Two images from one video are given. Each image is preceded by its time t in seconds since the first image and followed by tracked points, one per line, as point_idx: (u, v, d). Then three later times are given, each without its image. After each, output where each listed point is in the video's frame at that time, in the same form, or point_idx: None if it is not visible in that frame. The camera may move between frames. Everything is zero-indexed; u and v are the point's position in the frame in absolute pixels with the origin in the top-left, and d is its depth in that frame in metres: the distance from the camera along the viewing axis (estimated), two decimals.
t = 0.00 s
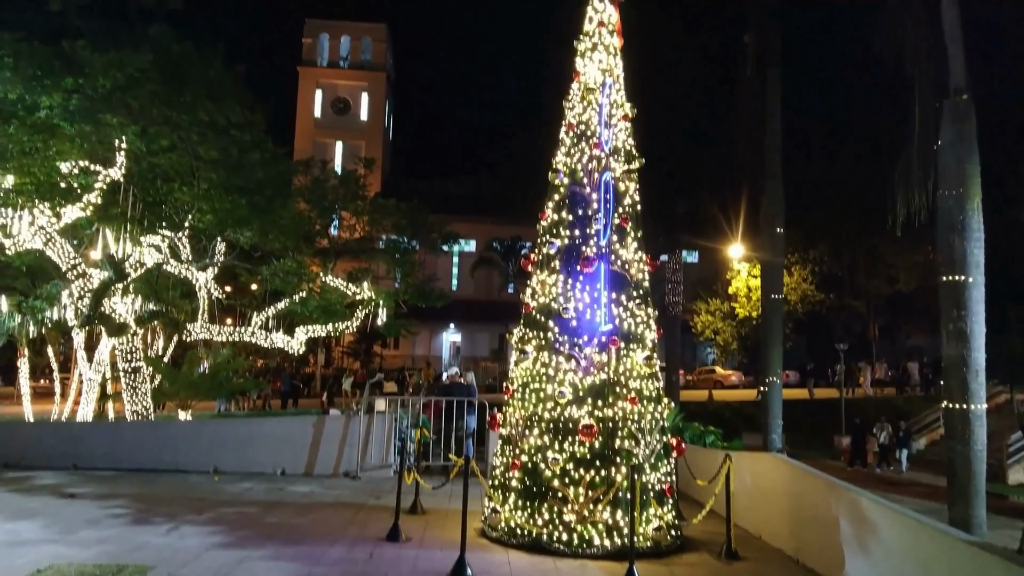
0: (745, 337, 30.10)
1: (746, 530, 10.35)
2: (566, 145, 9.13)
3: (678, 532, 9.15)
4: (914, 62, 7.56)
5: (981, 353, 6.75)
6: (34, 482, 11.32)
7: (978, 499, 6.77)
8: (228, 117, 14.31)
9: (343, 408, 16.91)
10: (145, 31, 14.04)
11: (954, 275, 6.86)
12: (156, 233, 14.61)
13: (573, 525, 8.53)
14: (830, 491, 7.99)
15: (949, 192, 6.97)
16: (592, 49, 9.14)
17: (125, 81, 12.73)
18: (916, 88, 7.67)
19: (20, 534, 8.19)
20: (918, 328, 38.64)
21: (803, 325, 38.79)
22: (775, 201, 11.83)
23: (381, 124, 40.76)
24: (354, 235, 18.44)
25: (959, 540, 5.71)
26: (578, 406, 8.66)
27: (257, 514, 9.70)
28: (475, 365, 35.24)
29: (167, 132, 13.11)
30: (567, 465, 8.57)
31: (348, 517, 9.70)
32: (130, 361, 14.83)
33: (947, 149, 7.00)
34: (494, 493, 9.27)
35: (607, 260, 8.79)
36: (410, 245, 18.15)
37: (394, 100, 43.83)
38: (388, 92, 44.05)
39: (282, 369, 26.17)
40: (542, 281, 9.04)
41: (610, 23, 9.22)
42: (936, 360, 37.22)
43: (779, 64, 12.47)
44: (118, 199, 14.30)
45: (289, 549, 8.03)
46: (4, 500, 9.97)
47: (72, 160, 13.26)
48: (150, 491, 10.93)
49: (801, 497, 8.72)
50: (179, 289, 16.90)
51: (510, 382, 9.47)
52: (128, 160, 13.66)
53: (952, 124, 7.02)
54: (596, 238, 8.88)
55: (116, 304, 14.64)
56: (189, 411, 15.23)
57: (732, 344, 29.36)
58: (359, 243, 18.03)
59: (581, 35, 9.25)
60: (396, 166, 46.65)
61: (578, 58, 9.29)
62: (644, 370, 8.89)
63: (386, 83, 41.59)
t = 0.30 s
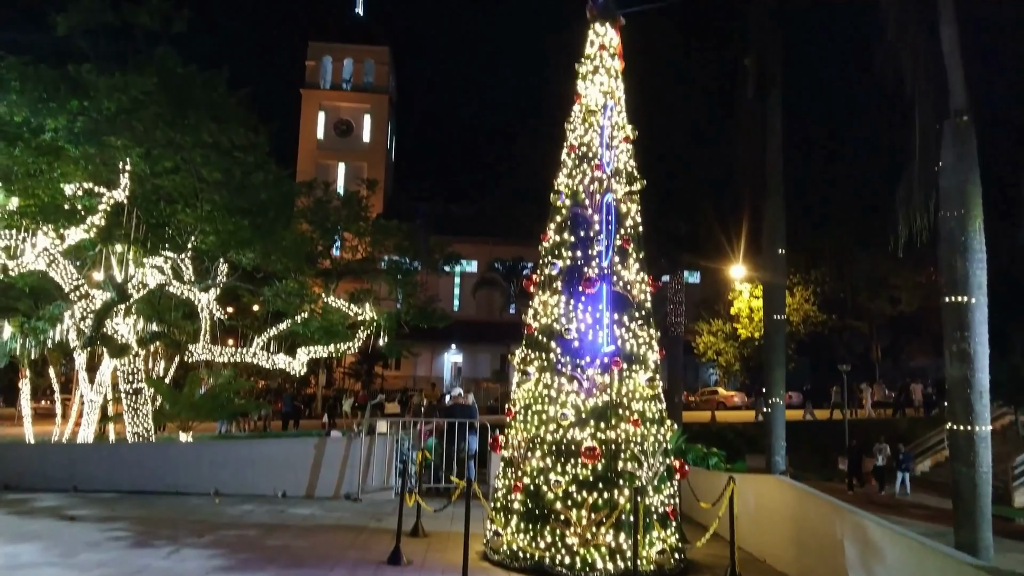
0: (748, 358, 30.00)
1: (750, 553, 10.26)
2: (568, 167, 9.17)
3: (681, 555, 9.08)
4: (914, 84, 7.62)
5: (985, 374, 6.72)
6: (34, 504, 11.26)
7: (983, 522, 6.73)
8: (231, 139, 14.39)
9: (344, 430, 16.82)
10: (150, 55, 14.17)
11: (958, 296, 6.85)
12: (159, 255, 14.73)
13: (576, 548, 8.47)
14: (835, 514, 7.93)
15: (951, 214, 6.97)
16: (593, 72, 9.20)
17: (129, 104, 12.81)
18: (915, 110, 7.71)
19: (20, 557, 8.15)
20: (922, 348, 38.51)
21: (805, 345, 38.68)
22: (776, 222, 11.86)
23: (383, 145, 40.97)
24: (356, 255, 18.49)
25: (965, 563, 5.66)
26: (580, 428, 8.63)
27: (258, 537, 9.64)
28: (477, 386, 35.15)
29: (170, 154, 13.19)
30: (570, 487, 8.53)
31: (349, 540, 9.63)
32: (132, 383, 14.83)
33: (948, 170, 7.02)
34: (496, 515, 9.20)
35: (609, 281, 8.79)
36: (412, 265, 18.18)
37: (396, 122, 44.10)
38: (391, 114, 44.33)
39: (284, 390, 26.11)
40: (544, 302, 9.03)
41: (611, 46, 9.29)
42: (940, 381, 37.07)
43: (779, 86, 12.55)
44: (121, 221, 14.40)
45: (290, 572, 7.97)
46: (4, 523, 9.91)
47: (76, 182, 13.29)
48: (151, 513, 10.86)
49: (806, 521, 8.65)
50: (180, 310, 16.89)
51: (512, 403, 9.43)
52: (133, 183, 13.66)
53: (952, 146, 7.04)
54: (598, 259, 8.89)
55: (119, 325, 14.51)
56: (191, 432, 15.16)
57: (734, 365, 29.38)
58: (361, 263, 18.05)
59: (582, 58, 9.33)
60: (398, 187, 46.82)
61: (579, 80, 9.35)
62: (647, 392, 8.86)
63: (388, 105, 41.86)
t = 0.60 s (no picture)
0: (750, 376, 29.94)
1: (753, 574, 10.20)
2: (569, 187, 9.20)
3: None
4: (915, 102, 7.66)
5: (989, 393, 6.70)
6: (35, 524, 11.23)
7: (989, 544, 6.68)
8: (235, 159, 14.45)
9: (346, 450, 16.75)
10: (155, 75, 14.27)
11: (960, 315, 6.85)
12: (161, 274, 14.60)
13: (578, 569, 8.42)
14: (840, 534, 7.89)
15: (953, 232, 6.98)
16: (594, 92, 9.25)
17: (134, 124, 12.80)
18: (917, 129, 7.74)
19: None
20: (925, 367, 38.43)
21: (808, 364, 38.59)
22: (778, 240, 11.88)
23: (385, 165, 41.11)
24: (358, 274, 18.54)
25: None
26: (582, 448, 8.60)
27: (258, 558, 9.58)
28: (478, 406, 35.06)
29: (173, 174, 13.27)
30: (572, 507, 8.50)
31: (349, 561, 9.58)
32: (133, 404, 14.61)
33: (949, 190, 7.03)
34: (497, 536, 9.13)
35: (611, 300, 8.78)
36: (414, 284, 18.21)
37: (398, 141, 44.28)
38: (393, 133, 44.52)
39: (285, 409, 26.06)
40: (545, 320, 9.03)
41: (612, 66, 9.34)
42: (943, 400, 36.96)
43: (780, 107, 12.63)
44: (125, 240, 14.13)
45: None
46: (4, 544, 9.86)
47: (79, 202, 13.56)
48: (151, 534, 10.80)
49: (810, 543, 8.60)
50: (182, 329, 16.89)
51: (513, 423, 9.40)
52: (136, 203, 13.70)
53: (953, 165, 7.06)
54: (599, 277, 8.89)
55: (120, 344, 14.53)
56: (192, 452, 15.05)
57: (737, 384, 29.21)
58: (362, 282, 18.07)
59: (583, 78, 9.39)
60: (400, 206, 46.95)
61: (580, 100, 9.41)
62: (649, 411, 8.82)
63: (390, 124, 42.05)
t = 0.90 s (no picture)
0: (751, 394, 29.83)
1: None
2: (571, 205, 9.21)
3: None
4: (914, 121, 7.70)
5: (993, 412, 6.67)
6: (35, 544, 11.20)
7: (996, 565, 6.63)
8: (238, 178, 14.51)
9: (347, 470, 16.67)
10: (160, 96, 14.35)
11: (963, 333, 6.83)
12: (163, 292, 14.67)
13: None
14: (843, 553, 7.85)
15: (955, 250, 6.98)
16: (596, 111, 9.30)
17: (137, 144, 13.02)
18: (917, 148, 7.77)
19: None
20: (928, 386, 38.33)
21: (810, 382, 38.48)
22: (779, 258, 11.91)
23: (387, 184, 41.25)
24: (360, 293, 18.58)
25: None
26: (585, 467, 8.57)
27: None
28: (480, 425, 34.96)
29: (177, 193, 13.41)
30: (575, 527, 8.45)
31: None
32: (134, 422, 14.54)
33: (950, 208, 7.04)
34: (500, 556, 9.06)
35: (613, 318, 8.78)
36: (416, 303, 18.24)
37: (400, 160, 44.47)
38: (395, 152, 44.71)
39: (286, 427, 25.99)
40: (547, 339, 9.02)
41: (613, 86, 9.41)
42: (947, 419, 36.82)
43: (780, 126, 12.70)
44: (127, 258, 14.46)
45: None
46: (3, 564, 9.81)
47: (83, 221, 13.52)
48: (151, 553, 10.76)
49: (814, 563, 8.55)
50: (184, 347, 16.91)
51: (515, 441, 9.36)
52: (139, 222, 13.84)
53: (954, 183, 7.07)
54: (601, 296, 8.88)
55: (123, 363, 14.38)
56: (192, 471, 14.93)
57: (739, 403, 28.98)
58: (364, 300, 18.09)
59: (584, 98, 9.43)
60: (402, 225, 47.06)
61: (581, 120, 9.45)
62: (652, 430, 8.80)
63: (392, 143, 42.24)
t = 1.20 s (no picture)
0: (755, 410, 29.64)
1: None
2: (573, 220, 9.22)
3: None
4: (915, 137, 7.71)
5: (997, 427, 6.64)
6: (35, 561, 11.11)
7: None
8: (240, 194, 14.53)
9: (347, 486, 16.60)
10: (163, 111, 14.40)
11: (966, 347, 6.81)
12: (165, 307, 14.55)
13: None
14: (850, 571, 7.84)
15: (957, 265, 6.98)
16: (597, 127, 9.33)
17: (141, 158, 13.08)
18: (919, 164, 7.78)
19: None
20: (931, 401, 38.23)
21: (813, 397, 38.35)
22: (781, 274, 11.91)
23: (389, 199, 41.34)
24: (361, 307, 18.56)
25: None
26: (587, 483, 8.55)
27: None
28: (481, 440, 34.84)
29: (179, 209, 13.49)
30: (577, 544, 8.41)
31: None
32: (135, 437, 14.37)
33: (952, 223, 7.04)
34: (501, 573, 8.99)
35: (615, 333, 8.77)
36: (417, 317, 18.25)
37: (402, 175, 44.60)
38: (397, 167, 44.84)
39: (287, 442, 25.95)
40: (549, 354, 8.99)
41: (614, 102, 9.44)
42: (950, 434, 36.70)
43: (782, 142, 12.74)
44: (129, 274, 14.46)
45: None
46: None
47: (85, 236, 13.66)
48: (151, 570, 10.73)
49: None
50: (186, 363, 16.90)
51: (517, 456, 9.32)
52: (141, 237, 13.88)
53: (956, 198, 7.07)
54: (603, 310, 8.88)
55: (124, 378, 14.25)
56: (193, 486, 14.85)
57: (741, 418, 28.81)
58: (366, 315, 18.08)
59: (585, 114, 9.46)
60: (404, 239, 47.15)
61: (582, 135, 9.47)
62: (654, 446, 8.77)
63: (395, 158, 42.37)
